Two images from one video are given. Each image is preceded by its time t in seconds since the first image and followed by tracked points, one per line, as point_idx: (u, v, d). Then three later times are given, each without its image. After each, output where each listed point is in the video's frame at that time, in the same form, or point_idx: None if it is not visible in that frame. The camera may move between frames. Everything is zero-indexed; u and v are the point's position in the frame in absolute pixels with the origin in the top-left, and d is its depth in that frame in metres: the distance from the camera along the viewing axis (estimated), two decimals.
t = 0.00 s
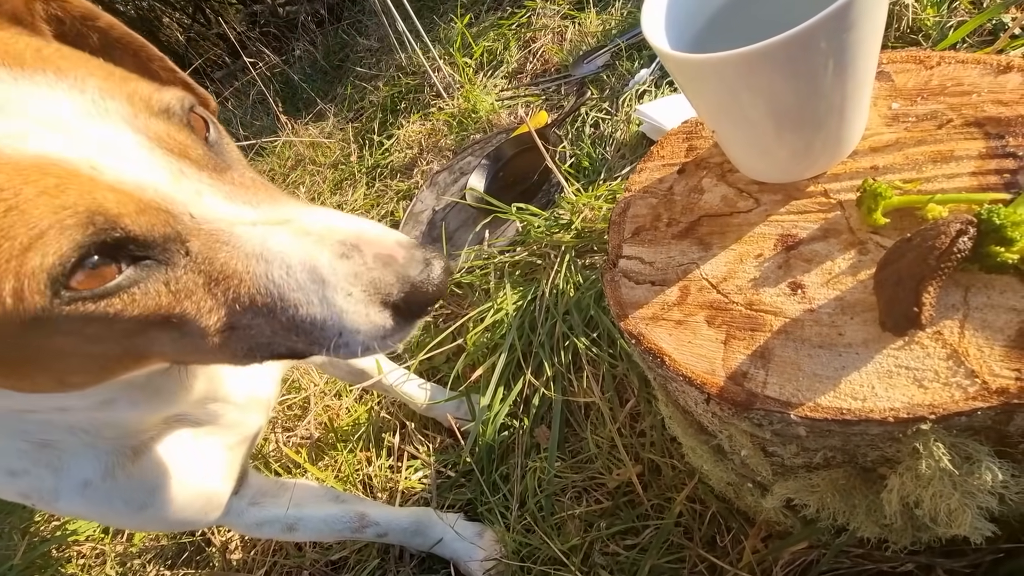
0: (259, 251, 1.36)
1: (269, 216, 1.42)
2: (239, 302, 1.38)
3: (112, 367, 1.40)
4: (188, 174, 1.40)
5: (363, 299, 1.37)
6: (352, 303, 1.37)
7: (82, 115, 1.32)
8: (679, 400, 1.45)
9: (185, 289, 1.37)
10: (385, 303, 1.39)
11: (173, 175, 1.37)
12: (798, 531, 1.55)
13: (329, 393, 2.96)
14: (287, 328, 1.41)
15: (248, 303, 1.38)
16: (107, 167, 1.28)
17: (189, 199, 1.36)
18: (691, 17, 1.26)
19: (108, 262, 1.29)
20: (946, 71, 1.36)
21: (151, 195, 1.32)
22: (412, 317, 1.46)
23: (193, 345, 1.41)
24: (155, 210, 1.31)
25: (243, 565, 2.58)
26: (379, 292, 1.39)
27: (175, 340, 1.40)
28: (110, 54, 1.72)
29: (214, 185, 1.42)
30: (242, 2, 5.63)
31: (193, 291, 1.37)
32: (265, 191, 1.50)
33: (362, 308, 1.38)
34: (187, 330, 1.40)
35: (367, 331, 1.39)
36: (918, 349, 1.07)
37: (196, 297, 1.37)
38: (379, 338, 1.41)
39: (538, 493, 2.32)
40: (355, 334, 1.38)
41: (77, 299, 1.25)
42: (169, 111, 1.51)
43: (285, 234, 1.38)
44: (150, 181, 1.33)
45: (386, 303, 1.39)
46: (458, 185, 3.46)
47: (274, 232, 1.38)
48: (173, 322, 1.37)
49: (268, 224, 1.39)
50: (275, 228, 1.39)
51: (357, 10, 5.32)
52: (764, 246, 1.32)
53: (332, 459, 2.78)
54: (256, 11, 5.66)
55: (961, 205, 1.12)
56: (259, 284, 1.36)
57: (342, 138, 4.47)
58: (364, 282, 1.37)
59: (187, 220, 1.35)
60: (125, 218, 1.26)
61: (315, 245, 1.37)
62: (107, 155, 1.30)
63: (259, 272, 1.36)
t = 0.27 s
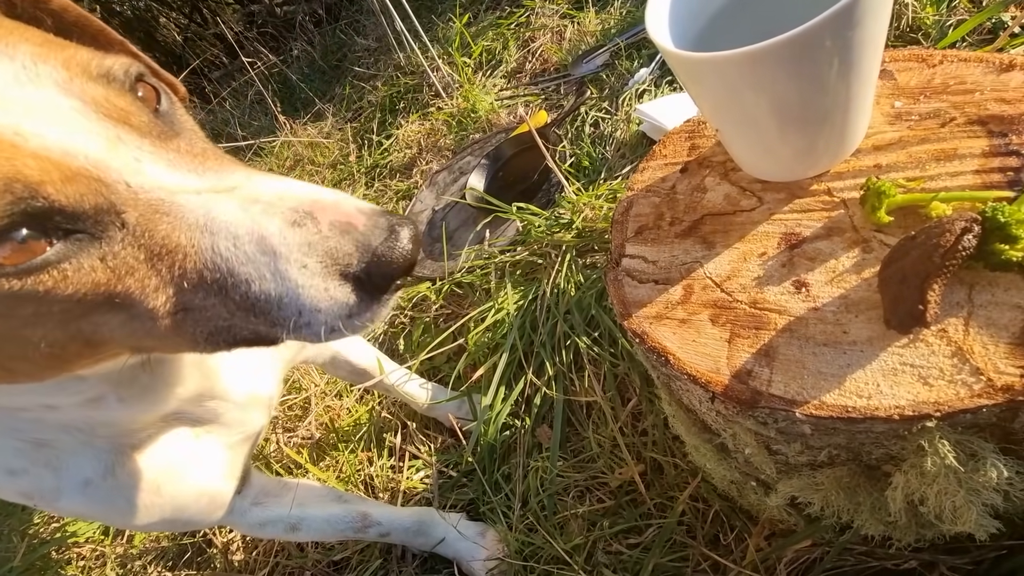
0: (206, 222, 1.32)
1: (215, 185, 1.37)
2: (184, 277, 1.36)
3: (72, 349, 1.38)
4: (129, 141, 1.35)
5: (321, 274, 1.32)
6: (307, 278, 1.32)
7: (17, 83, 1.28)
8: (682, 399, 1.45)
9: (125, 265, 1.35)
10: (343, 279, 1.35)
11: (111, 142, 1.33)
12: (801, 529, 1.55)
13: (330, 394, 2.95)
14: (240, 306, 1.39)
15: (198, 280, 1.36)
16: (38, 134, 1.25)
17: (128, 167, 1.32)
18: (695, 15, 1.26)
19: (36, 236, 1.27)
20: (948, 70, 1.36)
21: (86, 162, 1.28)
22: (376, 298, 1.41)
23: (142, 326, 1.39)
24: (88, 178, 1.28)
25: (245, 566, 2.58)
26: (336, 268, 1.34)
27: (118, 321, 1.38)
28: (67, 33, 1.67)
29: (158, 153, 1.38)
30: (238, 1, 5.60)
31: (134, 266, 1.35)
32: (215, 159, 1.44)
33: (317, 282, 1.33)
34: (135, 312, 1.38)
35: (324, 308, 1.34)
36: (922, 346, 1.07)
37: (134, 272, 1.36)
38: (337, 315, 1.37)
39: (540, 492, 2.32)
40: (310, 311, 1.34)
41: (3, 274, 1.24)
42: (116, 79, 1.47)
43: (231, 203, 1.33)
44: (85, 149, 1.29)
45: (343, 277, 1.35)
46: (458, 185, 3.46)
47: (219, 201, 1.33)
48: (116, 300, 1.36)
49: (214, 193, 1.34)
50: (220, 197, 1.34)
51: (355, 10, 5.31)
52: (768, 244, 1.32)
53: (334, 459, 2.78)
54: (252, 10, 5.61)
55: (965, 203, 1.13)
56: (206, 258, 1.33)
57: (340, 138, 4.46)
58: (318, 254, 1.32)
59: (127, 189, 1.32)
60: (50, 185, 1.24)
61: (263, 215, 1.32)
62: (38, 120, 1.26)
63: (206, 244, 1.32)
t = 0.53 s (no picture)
0: (227, 244, 1.36)
1: (236, 208, 1.41)
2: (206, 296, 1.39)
3: (87, 360, 1.39)
4: (156, 165, 1.40)
5: (335, 296, 1.37)
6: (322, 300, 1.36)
7: (52, 107, 1.32)
8: (685, 401, 1.48)
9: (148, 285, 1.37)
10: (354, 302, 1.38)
11: (138, 166, 1.37)
12: (802, 529, 1.58)
13: (334, 395, 2.98)
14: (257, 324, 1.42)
15: (214, 298, 1.39)
16: (67, 157, 1.28)
17: (155, 190, 1.36)
18: (697, 26, 1.28)
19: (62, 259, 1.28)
20: (946, 78, 1.38)
21: (116, 186, 1.32)
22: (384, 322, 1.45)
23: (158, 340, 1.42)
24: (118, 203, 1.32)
25: (251, 567, 2.60)
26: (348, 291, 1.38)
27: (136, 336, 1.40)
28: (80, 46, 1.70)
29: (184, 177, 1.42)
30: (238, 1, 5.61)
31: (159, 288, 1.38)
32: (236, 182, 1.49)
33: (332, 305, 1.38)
34: (153, 326, 1.41)
35: (336, 329, 1.38)
36: (920, 351, 1.10)
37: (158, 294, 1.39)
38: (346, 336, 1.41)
39: (544, 493, 2.34)
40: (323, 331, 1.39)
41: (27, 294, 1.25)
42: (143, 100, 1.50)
43: (253, 227, 1.38)
44: (114, 173, 1.33)
45: (355, 300, 1.39)
46: (460, 187, 3.48)
47: (242, 225, 1.38)
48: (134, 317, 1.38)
49: (236, 217, 1.38)
50: (242, 221, 1.39)
51: (355, 11, 5.32)
52: (769, 250, 1.34)
53: (338, 460, 2.80)
54: (252, 11, 5.60)
55: (962, 210, 1.15)
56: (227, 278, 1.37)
57: (341, 139, 4.48)
58: (332, 278, 1.37)
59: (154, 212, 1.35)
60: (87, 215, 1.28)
61: (283, 238, 1.36)
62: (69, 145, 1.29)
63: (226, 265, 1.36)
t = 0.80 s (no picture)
0: (229, 265, 1.51)
1: (233, 229, 1.56)
2: (204, 316, 1.49)
3: (87, 371, 1.41)
4: (156, 188, 1.49)
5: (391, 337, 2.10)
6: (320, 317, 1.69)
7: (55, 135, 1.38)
8: (687, 406, 1.48)
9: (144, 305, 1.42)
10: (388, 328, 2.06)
11: (138, 190, 1.46)
12: (804, 532, 1.59)
13: (336, 399, 3.01)
14: (254, 338, 1.58)
15: (210, 318, 1.50)
16: (71, 183, 1.36)
17: (156, 213, 1.45)
18: (694, 33, 1.29)
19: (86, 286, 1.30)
20: (945, 83, 1.39)
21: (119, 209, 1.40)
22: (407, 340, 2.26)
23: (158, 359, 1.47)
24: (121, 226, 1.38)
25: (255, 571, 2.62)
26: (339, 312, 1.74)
27: (137, 351, 1.43)
28: (85, 67, 1.73)
29: (181, 198, 1.52)
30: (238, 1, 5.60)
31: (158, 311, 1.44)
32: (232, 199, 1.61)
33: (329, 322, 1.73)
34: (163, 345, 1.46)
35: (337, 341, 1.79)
36: (920, 358, 1.11)
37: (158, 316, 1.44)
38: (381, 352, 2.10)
39: (546, 496, 2.36)
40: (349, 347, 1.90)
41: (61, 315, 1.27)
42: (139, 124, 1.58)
43: (255, 249, 1.56)
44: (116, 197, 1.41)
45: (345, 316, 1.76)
46: (460, 189, 3.49)
47: (242, 247, 1.54)
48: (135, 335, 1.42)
49: (234, 238, 1.54)
50: (243, 243, 1.55)
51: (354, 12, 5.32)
52: (769, 256, 1.35)
53: (341, 464, 2.81)
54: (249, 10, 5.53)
55: (962, 217, 1.15)
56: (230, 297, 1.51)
57: (342, 141, 4.49)
58: (328, 299, 1.69)
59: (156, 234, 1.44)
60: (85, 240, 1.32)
61: (285, 262, 1.61)
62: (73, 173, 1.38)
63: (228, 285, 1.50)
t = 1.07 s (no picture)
0: (225, 259, 1.44)
1: (365, 304, 1.68)
2: (205, 313, 1.37)
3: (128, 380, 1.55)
4: (157, 189, 1.53)
5: (438, 369, 1.72)
6: (325, 314, 1.58)
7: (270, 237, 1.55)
8: (693, 407, 1.52)
9: (134, 301, 1.35)
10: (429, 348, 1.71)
11: (141, 193, 1.52)
12: (813, 529, 1.62)
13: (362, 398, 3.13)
14: (253, 330, 1.43)
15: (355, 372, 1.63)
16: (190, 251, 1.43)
17: (156, 212, 1.48)
18: (689, 50, 1.35)
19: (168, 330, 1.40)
20: (945, 85, 1.41)
21: (125, 214, 1.47)
22: (469, 378, 1.86)
23: (158, 356, 1.36)
24: (124, 229, 1.43)
25: (290, 563, 2.76)
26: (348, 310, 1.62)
27: (137, 350, 1.35)
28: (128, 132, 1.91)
29: (180, 194, 1.54)
30: (262, 10, 5.78)
31: (147, 308, 1.35)
32: (233, 190, 1.60)
33: (336, 321, 1.60)
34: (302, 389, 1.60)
35: (350, 346, 1.61)
36: (914, 361, 1.13)
37: (150, 309, 1.35)
38: (426, 387, 1.72)
39: (564, 492, 2.42)
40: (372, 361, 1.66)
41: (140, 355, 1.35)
42: (153, 141, 1.73)
43: (251, 240, 1.51)
44: (123, 204, 1.49)
45: (454, 374, 1.77)
46: (478, 190, 3.56)
47: (238, 238, 1.49)
48: (133, 337, 1.35)
49: (230, 227, 1.50)
50: (240, 234, 1.50)
51: (372, 16, 5.44)
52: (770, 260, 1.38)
53: (368, 461, 2.93)
54: (273, 20, 5.78)
55: (958, 219, 1.16)
56: (220, 285, 1.40)
57: (363, 145, 4.61)
58: (441, 359, 1.73)
59: (153, 232, 1.44)
60: (88, 248, 1.38)
61: (285, 254, 1.55)
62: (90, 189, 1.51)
63: (217, 274, 1.41)
